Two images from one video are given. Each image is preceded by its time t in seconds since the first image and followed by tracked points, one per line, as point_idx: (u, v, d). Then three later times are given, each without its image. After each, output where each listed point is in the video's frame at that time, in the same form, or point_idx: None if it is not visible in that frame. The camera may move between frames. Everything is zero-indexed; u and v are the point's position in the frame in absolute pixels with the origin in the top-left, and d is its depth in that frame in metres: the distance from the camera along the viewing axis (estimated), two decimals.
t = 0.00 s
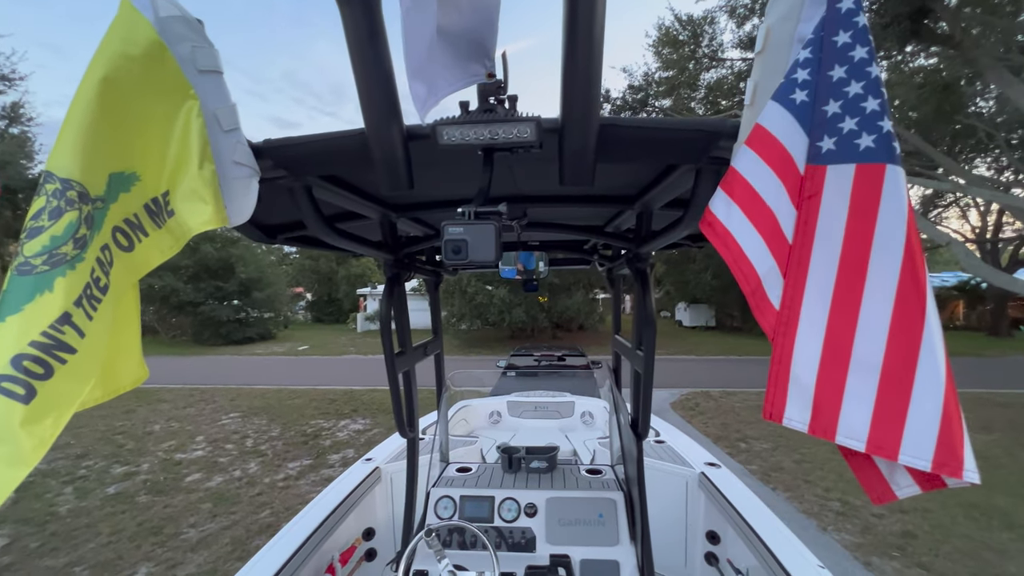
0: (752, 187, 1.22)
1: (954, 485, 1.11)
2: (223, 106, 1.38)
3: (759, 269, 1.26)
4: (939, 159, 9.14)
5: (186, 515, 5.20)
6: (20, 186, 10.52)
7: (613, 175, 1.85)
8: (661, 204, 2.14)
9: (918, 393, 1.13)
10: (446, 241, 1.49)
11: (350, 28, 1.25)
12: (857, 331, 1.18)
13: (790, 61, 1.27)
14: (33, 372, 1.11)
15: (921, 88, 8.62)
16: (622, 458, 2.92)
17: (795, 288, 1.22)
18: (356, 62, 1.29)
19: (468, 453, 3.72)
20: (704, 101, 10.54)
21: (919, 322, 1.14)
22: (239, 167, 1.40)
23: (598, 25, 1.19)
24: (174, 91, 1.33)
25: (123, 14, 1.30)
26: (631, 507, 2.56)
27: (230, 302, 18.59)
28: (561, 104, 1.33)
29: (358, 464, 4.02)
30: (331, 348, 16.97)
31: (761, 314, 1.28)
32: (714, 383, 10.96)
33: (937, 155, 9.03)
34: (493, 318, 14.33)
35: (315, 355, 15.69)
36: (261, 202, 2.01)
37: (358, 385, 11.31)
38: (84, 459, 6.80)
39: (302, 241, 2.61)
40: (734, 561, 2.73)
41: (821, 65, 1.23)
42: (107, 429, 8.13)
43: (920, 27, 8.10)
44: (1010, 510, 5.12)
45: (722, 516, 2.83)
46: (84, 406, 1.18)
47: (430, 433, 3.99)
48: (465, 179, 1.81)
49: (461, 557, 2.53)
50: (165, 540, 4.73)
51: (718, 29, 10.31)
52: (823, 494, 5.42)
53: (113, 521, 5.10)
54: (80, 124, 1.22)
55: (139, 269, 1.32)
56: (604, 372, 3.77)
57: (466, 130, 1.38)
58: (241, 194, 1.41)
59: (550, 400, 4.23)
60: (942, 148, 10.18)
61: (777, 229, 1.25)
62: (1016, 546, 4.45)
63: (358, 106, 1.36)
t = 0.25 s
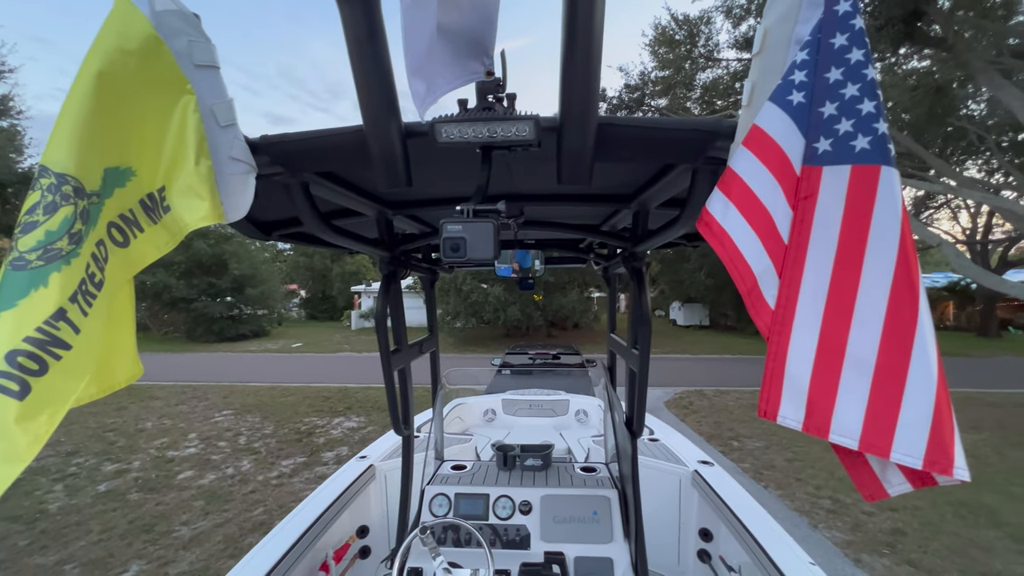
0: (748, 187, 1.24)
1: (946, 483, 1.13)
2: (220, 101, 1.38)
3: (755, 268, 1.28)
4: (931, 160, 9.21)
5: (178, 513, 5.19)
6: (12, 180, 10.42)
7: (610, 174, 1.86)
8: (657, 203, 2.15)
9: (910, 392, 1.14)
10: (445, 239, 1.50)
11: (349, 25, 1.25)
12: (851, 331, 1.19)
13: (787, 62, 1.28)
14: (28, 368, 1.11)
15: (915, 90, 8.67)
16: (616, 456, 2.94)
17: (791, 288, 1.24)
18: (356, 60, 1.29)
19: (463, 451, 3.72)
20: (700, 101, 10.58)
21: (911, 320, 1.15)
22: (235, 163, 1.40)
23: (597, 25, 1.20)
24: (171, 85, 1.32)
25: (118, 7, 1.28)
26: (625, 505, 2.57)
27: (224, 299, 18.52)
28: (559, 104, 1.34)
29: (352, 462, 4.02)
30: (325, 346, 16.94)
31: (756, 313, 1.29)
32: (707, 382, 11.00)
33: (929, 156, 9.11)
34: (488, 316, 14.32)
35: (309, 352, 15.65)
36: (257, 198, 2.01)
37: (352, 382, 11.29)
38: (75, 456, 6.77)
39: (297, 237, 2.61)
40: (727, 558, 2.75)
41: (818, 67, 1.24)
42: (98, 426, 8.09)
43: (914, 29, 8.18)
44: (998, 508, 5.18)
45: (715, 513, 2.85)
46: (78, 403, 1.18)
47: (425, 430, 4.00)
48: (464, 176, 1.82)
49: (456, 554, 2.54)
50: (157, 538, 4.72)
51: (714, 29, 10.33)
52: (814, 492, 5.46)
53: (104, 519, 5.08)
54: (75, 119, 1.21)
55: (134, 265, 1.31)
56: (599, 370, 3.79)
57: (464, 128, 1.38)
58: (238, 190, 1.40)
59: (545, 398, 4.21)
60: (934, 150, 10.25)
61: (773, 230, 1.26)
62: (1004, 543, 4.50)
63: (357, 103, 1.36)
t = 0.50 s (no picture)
0: (747, 187, 1.24)
1: (940, 481, 1.14)
2: (221, 101, 1.38)
3: (753, 268, 1.29)
4: (926, 160, 9.26)
5: (175, 513, 5.19)
6: (7, 179, 10.38)
7: (609, 174, 1.87)
8: (655, 203, 2.17)
9: (905, 390, 1.15)
10: (446, 239, 1.50)
11: (350, 26, 1.26)
12: (847, 330, 1.20)
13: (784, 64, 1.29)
14: (30, 368, 1.11)
15: (910, 91, 8.72)
16: (614, 455, 2.95)
17: (788, 287, 1.25)
18: (356, 61, 1.30)
19: (461, 450, 3.74)
20: (697, 101, 10.61)
21: (906, 319, 1.16)
22: (236, 163, 1.40)
23: (597, 27, 1.21)
24: (172, 85, 1.32)
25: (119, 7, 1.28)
26: (622, 504, 2.58)
27: (220, 299, 18.49)
28: (558, 105, 1.35)
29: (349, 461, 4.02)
30: (322, 345, 16.93)
31: (754, 313, 1.30)
32: (704, 381, 11.03)
33: (924, 157, 9.15)
34: (485, 316, 14.32)
35: (306, 352, 15.63)
36: (257, 198, 2.01)
37: (349, 382, 11.29)
38: (70, 456, 6.76)
39: (296, 237, 2.61)
40: (723, 556, 2.77)
41: (816, 69, 1.25)
42: (94, 426, 8.07)
43: (909, 30, 8.22)
44: (992, 506, 5.21)
45: (712, 512, 2.86)
46: (79, 403, 1.19)
47: (423, 430, 4.01)
48: (463, 176, 1.83)
49: (454, 553, 2.55)
50: (154, 538, 4.72)
51: (711, 29, 10.36)
52: (810, 490, 5.49)
53: (100, 519, 5.08)
54: (76, 119, 1.22)
55: (135, 265, 1.32)
56: (597, 369, 3.80)
57: (464, 128, 1.39)
58: (239, 189, 1.40)
59: (542, 397, 4.22)
60: (929, 150, 10.30)
61: (771, 229, 1.28)
62: (997, 541, 4.53)
63: (357, 103, 1.37)
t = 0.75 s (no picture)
0: (748, 185, 1.25)
1: (941, 476, 1.15)
2: (223, 101, 1.38)
3: (755, 265, 1.29)
4: (925, 159, 9.26)
5: (176, 513, 5.19)
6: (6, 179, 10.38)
7: (610, 173, 1.87)
8: (656, 202, 2.17)
9: (907, 387, 1.16)
10: (447, 238, 1.50)
11: (352, 26, 1.27)
12: (849, 328, 1.20)
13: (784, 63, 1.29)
14: (34, 367, 1.12)
15: (909, 90, 8.74)
16: (615, 454, 2.95)
17: (790, 285, 1.25)
18: (358, 61, 1.31)
19: (462, 449, 3.74)
20: (696, 100, 10.64)
21: (907, 316, 1.17)
22: (238, 162, 1.40)
23: (599, 26, 1.22)
24: (173, 85, 1.32)
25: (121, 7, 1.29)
26: (623, 502, 2.59)
27: (220, 299, 18.50)
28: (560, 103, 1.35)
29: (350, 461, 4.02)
30: (322, 345, 16.94)
31: (756, 310, 1.30)
32: (704, 380, 11.03)
33: (924, 155, 9.17)
34: (485, 315, 14.33)
35: (306, 352, 15.64)
36: (257, 197, 2.01)
37: (349, 382, 11.30)
38: (70, 457, 6.76)
39: (296, 236, 2.61)
40: (724, 554, 2.77)
41: (816, 67, 1.26)
42: (94, 427, 8.08)
43: (908, 29, 8.23)
44: (992, 504, 5.21)
45: (712, 510, 2.87)
46: (83, 401, 1.19)
47: (423, 429, 4.02)
48: (464, 176, 1.83)
49: (456, 553, 2.55)
50: (155, 538, 4.72)
51: (710, 28, 10.36)
52: (811, 489, 5.49)
53: (101, 520, 5.09)
54: (79, 119, 1.22)
55: (138, 265, 1.32)
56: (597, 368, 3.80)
57: (466, 127, 1.39)
58: (241, 189, 1.40)
59: (543, 397, 4.23)
60: (928, 149, 10.32)
61: (772, 227, 1.28)
62: (998, 539, 4.54)
63: (359, 104, 1.37)
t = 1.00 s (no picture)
0: (747, 186, 1.24)
1: (940, 475, 1.15)
2: (223, 103, 1.38)
3: (754, 266, 1.29)
4: (925, 159, 9.27)
5: (176, 515, 5.19)
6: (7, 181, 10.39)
7: (610, 174, 1.88)
8: (655, 202, 2.17)
9: (906, 385, 1.16)
10: (447, 239, 1.51)
11: (351, 28, 1.27)
12: (848, 327, 1.21)
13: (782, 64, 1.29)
14: (36, 368, 1.12)
15: (909, 90, 8.75)
16: (615, 454, 2.96)
17: (789, 285, 1.25)
18: (357, 61, 1.31)
19: (463, 451, 3.73)
20: (696, 101, 10.66)
21: (906, 316, 1.17)
22: (238, 164, 1.40)
23: (597, 26, 1.22)
24: (174, 87, 1.32)
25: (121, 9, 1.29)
26: (624, 503, 2.59)
27: (220, 301, 18.51)
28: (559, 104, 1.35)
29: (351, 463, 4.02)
30: (323, 347, 16.95)
31: (755, 310, 1.30)
32: (705, 380, 11.03)
33: (924, 155, 9.18)
34: (486, 316, 14.32)
35: (307, 354, 15.64)
36: (258, 199, 2.02)
37: (350, 383, 11.30)
38: (71, 459, 6.77)
39: (297, 238, 2.61)
40: (726, 555, 2.77)
41: (815, 67, 1.26)
42: (95, 429, 8.08)
43: (908, 29, 8.24)
44: (994, 504, 5.21)
45: (713, 511, 2.87)
46: (84, 403, 1.20)
47: (424, 430, 4.02)
48: (463, 177, 1.84)
49: (456, 553, 2.55)
50: (155, 540, 4.72)
51: (710, 29, 10.38)
52: (812, 489, 5.49)
53: (101, 522, 5.09)
54: (80, 121, 1.22)
55: (138, 266, 1.33)
56: (597, 368, 3.80)
57: (465, 128, 1.40)
58: (241, 191, 1.41)
59: (544, 398, 4.23)
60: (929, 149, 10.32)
61: (770, 227, 1.28)
62: (1000, 539, 4.54)
63: (358, 105, 1.38)
